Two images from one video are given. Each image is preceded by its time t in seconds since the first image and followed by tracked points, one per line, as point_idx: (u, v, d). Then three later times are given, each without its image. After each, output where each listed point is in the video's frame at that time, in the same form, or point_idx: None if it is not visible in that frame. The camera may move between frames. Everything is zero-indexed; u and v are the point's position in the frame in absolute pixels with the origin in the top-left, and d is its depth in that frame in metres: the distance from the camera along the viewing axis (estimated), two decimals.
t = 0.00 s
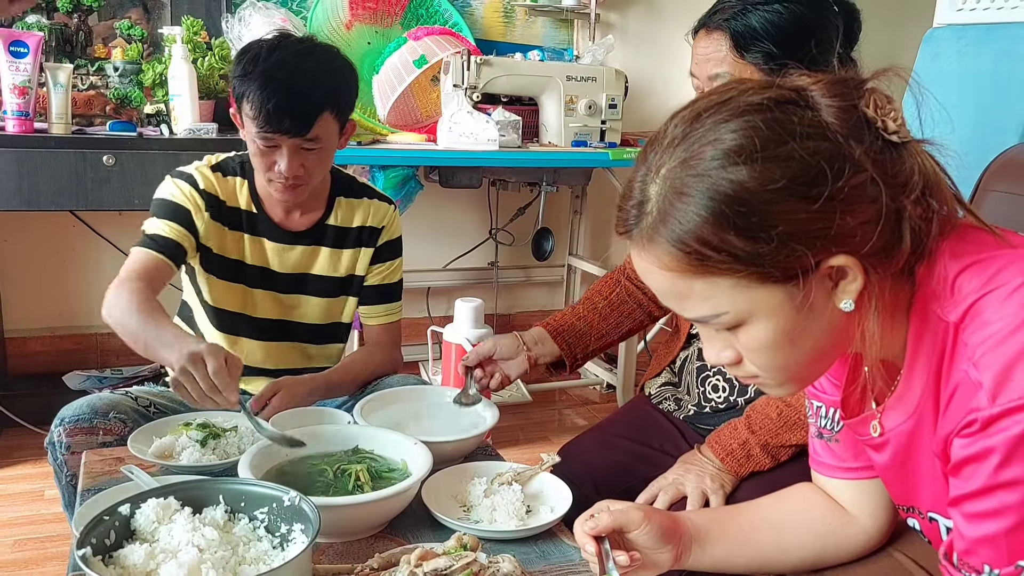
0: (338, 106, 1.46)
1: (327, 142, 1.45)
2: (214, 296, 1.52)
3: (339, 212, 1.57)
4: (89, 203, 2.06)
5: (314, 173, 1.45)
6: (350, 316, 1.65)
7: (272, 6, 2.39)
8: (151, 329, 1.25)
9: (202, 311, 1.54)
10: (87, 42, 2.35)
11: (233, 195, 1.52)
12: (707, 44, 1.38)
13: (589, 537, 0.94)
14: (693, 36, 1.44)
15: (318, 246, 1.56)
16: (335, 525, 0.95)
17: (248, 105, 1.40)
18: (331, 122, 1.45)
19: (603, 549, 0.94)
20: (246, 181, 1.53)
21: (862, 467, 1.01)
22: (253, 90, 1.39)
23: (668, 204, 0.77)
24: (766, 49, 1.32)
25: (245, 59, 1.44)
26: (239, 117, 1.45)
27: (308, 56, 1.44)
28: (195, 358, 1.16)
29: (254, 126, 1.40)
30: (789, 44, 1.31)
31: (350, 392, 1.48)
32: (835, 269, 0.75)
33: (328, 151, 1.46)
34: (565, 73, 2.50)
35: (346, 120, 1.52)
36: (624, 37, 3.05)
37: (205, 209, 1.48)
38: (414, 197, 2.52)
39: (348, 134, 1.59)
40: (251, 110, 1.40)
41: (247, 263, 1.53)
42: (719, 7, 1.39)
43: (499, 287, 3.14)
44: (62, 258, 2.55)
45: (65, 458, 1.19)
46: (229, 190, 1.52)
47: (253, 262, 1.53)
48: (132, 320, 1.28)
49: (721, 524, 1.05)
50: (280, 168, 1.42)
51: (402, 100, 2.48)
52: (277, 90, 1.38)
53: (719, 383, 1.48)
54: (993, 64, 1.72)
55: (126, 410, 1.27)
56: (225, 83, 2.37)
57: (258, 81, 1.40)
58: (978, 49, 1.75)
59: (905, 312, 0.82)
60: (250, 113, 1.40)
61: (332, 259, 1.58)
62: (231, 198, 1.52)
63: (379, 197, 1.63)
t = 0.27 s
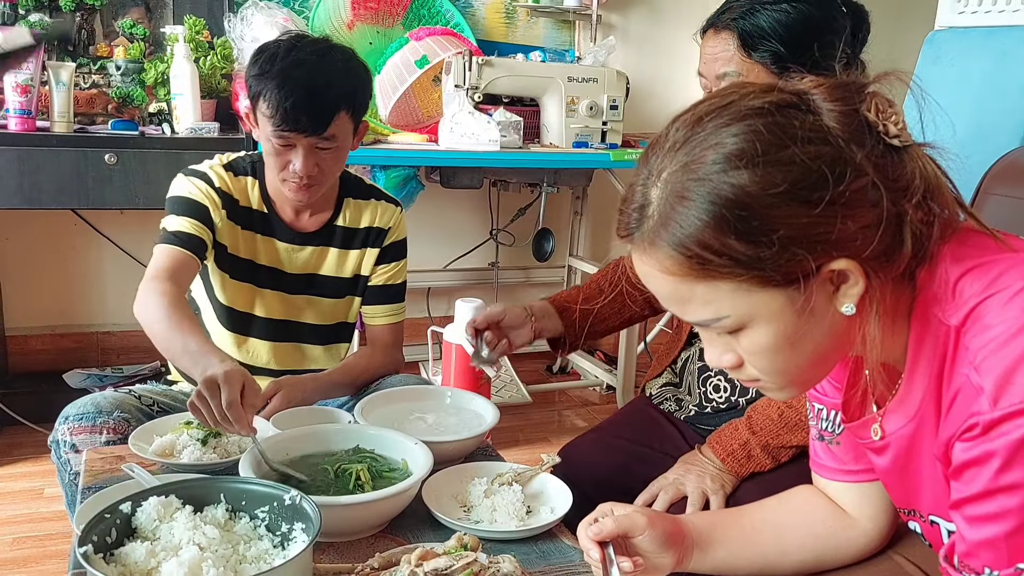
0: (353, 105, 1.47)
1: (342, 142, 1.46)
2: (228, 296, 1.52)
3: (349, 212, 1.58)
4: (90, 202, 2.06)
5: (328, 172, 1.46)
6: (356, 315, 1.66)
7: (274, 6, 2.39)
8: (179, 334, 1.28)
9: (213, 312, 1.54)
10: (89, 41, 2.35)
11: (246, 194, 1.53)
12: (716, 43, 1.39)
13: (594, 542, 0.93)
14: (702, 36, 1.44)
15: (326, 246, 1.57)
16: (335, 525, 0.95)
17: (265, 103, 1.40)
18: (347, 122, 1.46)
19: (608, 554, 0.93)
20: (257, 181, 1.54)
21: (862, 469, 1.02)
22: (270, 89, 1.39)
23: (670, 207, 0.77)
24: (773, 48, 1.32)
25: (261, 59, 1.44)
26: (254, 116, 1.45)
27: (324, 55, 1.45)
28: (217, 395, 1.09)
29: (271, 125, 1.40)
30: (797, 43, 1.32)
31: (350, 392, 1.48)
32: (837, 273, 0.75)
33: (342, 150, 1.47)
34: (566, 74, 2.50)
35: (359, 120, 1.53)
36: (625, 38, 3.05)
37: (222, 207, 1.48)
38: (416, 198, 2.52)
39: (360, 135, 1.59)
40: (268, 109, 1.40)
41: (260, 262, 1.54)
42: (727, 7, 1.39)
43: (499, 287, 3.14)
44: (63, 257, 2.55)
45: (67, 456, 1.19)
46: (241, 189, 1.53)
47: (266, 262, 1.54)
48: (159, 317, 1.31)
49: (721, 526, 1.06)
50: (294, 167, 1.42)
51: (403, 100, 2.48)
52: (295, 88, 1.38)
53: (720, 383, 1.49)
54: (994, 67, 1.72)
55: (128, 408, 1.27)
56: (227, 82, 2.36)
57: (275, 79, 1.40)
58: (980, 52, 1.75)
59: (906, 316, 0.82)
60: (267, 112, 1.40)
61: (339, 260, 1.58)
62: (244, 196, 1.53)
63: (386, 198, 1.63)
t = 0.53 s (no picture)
0: (363, 106, 1.48)
1: (351, 142, 1.46)
2: (230, 296, 1.52)
3: (352, 215, 1.58)
4: (91, 201, 2.06)
5: (337, 172, 1.46)
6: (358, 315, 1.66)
7: (276, 6, 2.40)
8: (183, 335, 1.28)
9: (213, 312, 1.54)
10: (91, 40, 2.35)
11: (251, 194, 1.53)
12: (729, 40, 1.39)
13: (594, 546, 0.93)
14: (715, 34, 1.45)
15: (330, 247, 1.57)
16: (335, 525, 0.95)
17: (276, 103, 1.41)
18: (356, 122, 1.47)
19: (608, 559, 0.93)
20: (262, 182, 1.54)
21: (860, 471, 1.02)
22: (280, 88, 1.41)
23: (671, 210, 0.77)
24: (781, 46, 1.32)
25: (270, 59, 1.45)
26: (264, 116, 1.47)
27: (335, 56, 1.46)
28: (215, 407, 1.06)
29: (280, 124, 1.42)
30: (806, 42, 1.31)
31: (351, 392, 1.48)
32: (835, 276, 0.75)
33: (352, 151, 1.47)
34: (567, 76, 2.50)
35: (369, 122, 1.54)
36: (627, 40, 3.05)
37: (228, 208, 1.49)
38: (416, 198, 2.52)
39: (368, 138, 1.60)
40: (279, 108, 1.41)
41: (263, 262, 1.54)
42: (740, 5, 1.39)
43: (499, 288, 3.14)
44: (63, 256, 2.55)
45: (68, 455, 1.20)
46: (246, 190, 1.53)
47: (268, 261, 1.54)
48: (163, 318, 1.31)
49: (720, 527, 1.06)
50: (304, 166, 1.42)
51: (405, 101, 2.49)
52: (304, 89, 1.40)
53: (721, 384, 1.49)
54: (993, 72, 1.73)
55: (128, 407, 1.27)
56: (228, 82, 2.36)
57: (285, 80, 1.42)
58: (980, 57, 1.76)
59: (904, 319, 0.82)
60: (277, 111, 1.42)
61: (342, 260, 1.59)
62: (249, 197, 1.53)
63: (388, 199, 1.64)
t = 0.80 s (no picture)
0: (362, 103, 1.48)
1: (350, 139, 1.46)
2: (226, 293, 1.52)
3: (351, 213, 1.58)
4: (91, 199, 2.06)
5: (335, 169, 1.46)
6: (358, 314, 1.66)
7: (277, 6, 2.40)
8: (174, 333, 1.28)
9: (212, 310, 1.54)
10: (92, 39, 2.35)
11: (248, 193, 1.53)
12: (737, 40, 1.39)
13: (594, 548, 0.93)
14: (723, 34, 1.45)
15: (330, 245, 1.57)
16: (335, 524, 0.95)
17: (274, 99, 1.41)
18: (355, 120, 1.47)
19: (608, 562, 0.93)
20: (260, 180, 1.54)
21: (860, 472, 1.02)
22: (279, 85, 1.41)
23: (672, 210, 0.77)
24: (786, 46, 1.32)
25: (268, 57, 1.45)
26: (263, 113, 1.47)
27: (333, 53, 1.46)
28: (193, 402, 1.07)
29: (279, 121, 1.42)
30: (811, 41, 1.32)
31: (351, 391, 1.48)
32: (837, 277, 0.75)
33: (351, 148, 1.47)
34: (568, 76, 2.50)
35: (368, 119, 1.54)
36: (628, 41, 3.05)
37: (224, 207, 1.48)
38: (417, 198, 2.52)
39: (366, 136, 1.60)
40: (279, 105, 1.41)
41: (261, 260, 1.53)
42: (747, 4, 1.40)
43: (499, 289, 3.14)
44: (64, 254, 2.55)
45: (68, 453, 1.20)
46: (244, 188, 1.53)
47: (266, 260, 1.54)
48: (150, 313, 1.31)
49: (721, 528, 1.06)
50: (303, 163, 1.42)
51: (405, 101, 2.49)
52: (303, 85, 1.40)
53: (723, 383, 1.49)
54: (995, 74, 1.73)
55: (128, 405, 1.27)
56: (229, 80, 2.37)
57: (284, 76, 1.42)
58: (981, 59, 1.76)
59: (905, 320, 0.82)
60: (277, 108, 1.42)
61: (341, 259, 1.59)
62: (247, 195, 1.52)
63: (389, 198, 1.64)
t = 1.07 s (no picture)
0: (355, 96, 1.49)
1: (346, 132, 1.47)
2: (217, 292, 1.53)
3: (347, 212, 1.58)
4: (94, 200, 2.06)
5: (332, 163, 1.47)
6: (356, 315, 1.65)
7: (280, 7, 2.40)
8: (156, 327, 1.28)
9: (209, 310, 1.54)
10: (95, 40, 2.36)
11: (242, 194, 1.53)
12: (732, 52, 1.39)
13: (594, 546, 0.93)
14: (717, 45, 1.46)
15: (325, 244, 1.57)
16: (339, 524, 0.96)
17: (269, 96, 1.43)
18: (349, 112, 1.48)
19: (610, 559, 0.92)
20: (254, 180, 1.54)
21: (864, 475, 1.02)
22: (273, 82, 1.42)
23: (677, 211, 0.77)
24: (785, 55, 1.32)
25: (260, 54, 1.46)
26: (258, 111, 1.48)
27: (324, 47, 1.48)
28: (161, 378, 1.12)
29: (275, 118, 1.43)
30: (808, 48, 1.32)
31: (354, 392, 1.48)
32: (841, 279, 0.75)
33: (347, 141, 1.49)
34: (570, 77, 2.51)
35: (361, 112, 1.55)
36: (629, 42, 3.05)
37: (211, 210, 1.48)
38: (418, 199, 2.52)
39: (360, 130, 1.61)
40: (273, 102, 1.43)
41: (253, 260, 1.53)
42: (743, 14, 1.40)
43: (501, 290, 3.14)
44: (66, 255, 2.55)
45: (72, 453, 1.20)
46: (237, 189, 1.53)
47: (260, 259, 1.53)
48: (117, 307, 1.33)
49: (724, 530, 1.06)
50: (299, 159, 1.43)
51: (407, 102, 2.49)
52: (297, 80, 1.41)
53: (726, 385, 1.49)
54: (1000, 75, 1.73)
55: (130, 405, 1.27)
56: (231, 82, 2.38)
57: (277, 72, 1.43)
58: (986, 60, 1.76)
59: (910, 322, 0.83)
60: (271, 105, 1.43)
61: (339, 259, 1.58)
62: (240, 195, 1.53)
63: (385, 199, 1.64)
